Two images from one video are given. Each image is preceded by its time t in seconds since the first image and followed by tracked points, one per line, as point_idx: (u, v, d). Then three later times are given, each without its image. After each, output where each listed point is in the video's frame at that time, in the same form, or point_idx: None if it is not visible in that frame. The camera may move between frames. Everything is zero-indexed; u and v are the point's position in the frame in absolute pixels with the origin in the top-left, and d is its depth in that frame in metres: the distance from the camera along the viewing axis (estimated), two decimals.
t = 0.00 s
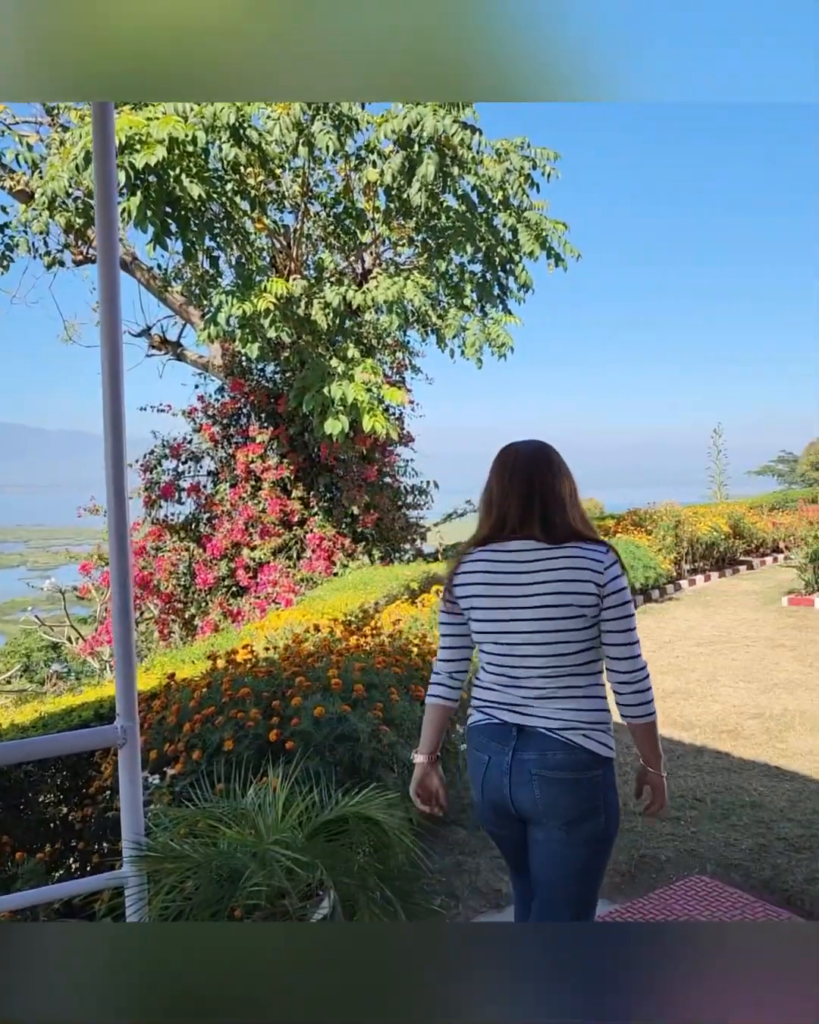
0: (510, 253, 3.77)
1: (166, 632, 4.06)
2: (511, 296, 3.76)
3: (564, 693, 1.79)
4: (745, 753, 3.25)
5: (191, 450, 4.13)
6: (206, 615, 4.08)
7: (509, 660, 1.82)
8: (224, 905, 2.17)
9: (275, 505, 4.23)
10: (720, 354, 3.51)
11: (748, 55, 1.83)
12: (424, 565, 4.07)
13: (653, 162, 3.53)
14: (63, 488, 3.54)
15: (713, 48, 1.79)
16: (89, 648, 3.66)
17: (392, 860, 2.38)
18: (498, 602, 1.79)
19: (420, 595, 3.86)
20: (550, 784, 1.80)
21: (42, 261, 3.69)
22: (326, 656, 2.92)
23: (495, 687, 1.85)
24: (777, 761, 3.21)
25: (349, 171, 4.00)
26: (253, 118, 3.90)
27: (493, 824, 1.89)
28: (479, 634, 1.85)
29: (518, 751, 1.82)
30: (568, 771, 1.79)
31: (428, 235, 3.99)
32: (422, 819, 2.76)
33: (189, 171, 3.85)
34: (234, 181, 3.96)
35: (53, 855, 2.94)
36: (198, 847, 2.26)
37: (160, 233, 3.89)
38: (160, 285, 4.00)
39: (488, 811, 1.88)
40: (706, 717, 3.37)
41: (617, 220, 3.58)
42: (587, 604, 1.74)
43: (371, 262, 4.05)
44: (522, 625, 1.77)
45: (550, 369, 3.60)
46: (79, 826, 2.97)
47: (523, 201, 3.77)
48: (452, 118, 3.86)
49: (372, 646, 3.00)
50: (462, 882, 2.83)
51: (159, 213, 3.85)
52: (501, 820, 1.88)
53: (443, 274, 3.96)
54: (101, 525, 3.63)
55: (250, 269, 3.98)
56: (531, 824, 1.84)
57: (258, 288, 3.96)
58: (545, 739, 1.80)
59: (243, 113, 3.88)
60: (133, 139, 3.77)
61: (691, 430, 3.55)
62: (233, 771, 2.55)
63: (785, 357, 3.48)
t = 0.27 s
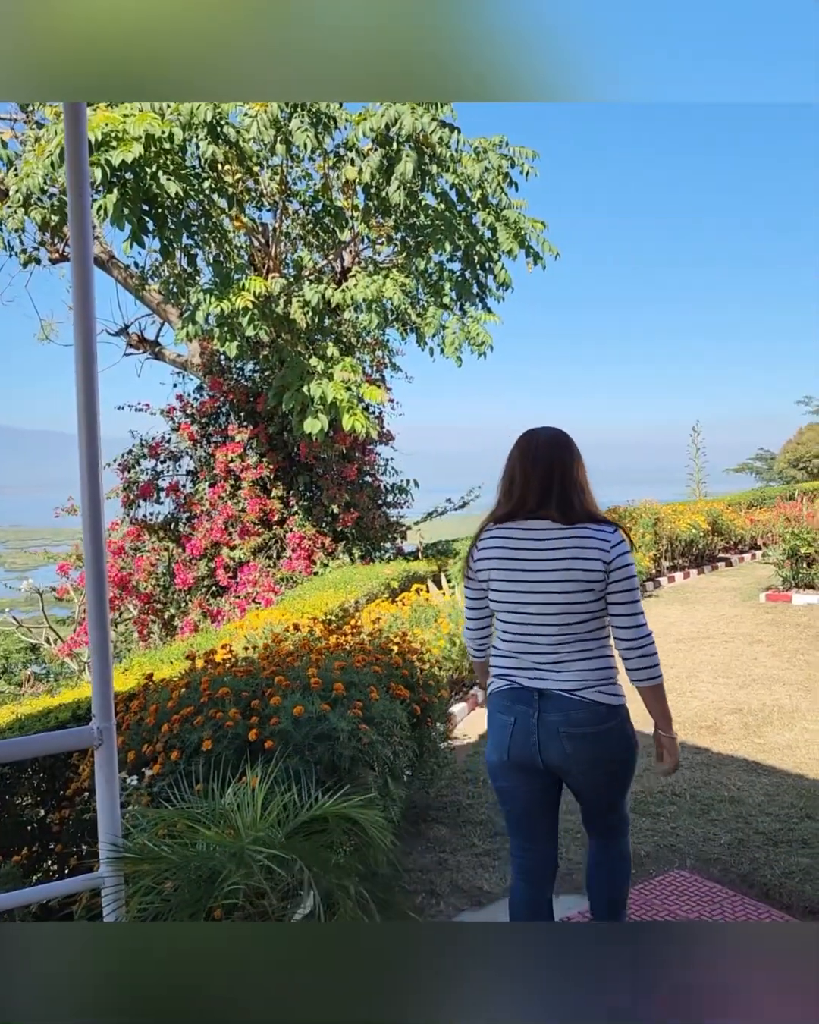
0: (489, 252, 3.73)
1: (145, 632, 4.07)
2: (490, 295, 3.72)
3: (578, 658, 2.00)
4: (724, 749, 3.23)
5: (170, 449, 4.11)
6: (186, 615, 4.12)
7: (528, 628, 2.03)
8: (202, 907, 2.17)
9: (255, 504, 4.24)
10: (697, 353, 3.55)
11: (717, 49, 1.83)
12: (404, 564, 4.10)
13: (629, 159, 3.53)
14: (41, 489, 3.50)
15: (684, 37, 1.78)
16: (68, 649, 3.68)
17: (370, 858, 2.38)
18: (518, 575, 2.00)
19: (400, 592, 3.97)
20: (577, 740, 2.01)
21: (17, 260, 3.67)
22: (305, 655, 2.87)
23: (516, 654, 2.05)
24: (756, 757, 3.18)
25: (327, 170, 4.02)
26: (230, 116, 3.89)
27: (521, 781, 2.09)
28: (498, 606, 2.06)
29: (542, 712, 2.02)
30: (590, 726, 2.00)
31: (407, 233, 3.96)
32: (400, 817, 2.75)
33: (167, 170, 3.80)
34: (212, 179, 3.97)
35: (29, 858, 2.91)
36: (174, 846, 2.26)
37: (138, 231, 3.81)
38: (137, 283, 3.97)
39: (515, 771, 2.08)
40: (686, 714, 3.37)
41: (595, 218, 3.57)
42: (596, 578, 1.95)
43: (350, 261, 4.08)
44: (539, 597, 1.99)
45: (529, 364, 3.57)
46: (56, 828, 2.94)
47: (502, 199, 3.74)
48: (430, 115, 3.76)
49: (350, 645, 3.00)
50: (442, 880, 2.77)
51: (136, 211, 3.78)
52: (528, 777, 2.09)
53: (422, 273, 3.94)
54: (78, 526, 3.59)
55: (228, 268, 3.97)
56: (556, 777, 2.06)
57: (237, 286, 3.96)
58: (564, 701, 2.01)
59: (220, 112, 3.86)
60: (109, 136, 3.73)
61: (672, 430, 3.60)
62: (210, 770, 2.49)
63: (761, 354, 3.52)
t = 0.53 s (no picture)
0: (473, 251, 3.76)
1: (130, 633, 4.05)
2: (475, 294, 3.75)
3: (607, 645, 1.88)
4: (709, 746, 3.27)
5: (155, 449, 4.16)
6: (172, 616, 4.11)
7: (554, 618, 1.90)
8: (186, 907, 2.16)
9: (241, 505, 4.24)
10: (683, 350, 3.55)
11: (695, 49, 1.84)
12: (391, 564, 4.10)
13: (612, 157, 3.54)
14: (26, 489, 3.49)
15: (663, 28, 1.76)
16: (53, 651, 3.62)
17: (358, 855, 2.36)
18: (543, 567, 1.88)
19: (386, 592, 3.96)
20: (611, 714, 1.88)
21: None
22: (291, 655, 2.87)
23: (541, 645, 1.91)
24: (741, 753, 3.20)
25: (311, 170, 4.03)
26: (213, 114, 3.86)
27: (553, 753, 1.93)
28: (524, 600, 1.93)
29: (576, 688, 1.88)
30: (624, 701, 1.87)
31: (392, 231, 3.95)
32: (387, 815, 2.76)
33: (150, 169, 3.75)
34: (196, 178, 3.96)
35: (15, 859, 2.91)
36: (158, 848, 2.26)
37: (120, 229, 3.74)
38: (121, 282, 3.99)
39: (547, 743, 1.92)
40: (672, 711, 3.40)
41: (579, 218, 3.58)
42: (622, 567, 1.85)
43: (335, 260, 4.09)
44: (567, 587, 1.87)
45: (514, 362, 3.58)
46: (40, 831, 2.93)
47: (487, 198, 3.76)
48: (414, 114, 3.73)
49: (336, 645, 3.00)
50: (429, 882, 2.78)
51: (119, 209, 3.72)
52: (558, 749, 1.93)
53: (406, 270, 3.96)
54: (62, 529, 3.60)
55: (212, 266, 3.90)
56: (592, 747, 1.91)
57: (221, 286, 3.91)
58: (596, 679, 1.87)
59: (203, 109, 3.83)
60: (91, 135, 3.67)
61: (658, 429, 3.60)
62: (195, 772, 2.47)
63: (744, 352, 3.53)
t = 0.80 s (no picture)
0: (464, 252, 3.73)
1: (122, 637, 4.02)
2: (467, 296, 3.71)
3: (617, 612, 2.48)
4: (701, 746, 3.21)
5: (146, 452, 4.12)
6: (164, 620, 4.10)
7: (577, 592, 2.48)
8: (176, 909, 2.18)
9: (232, 507, 4.23)
10: (673, 350, 3.55)
11: (678, 40, 1.84)
12: (383, 565, 4.11)
13: (603, 158, 3.53)
14: (15, 491, 3.44)
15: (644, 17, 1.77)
16: (45, 654, 3.69)
17: (348, 859, 2.37)
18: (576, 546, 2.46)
19: (379, 593, 3.98)
20: (619, 672, 2.46)
21: None
22: (283, 657, 2.84)
23: (561, 612, 2.50)
24: (733, 753, 3.14)
25: (302, 171, 4.02)
26: (204, 116, 3.87)
27: (567, 717, 2.52)
28: (547, 577, 2.52)
29: (589, 655, 2.47)
30: (631, 659, 2.47)
31: (383, 233, 3.95)
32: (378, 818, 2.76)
33: (139, 170, 3.75)
34: (186, 180, 3.92)
35: (6, 863, 2.91)
36: (148, 853, 2.26)
37: (110, 232, 3.77)
38: (110, 284, 3.91)
39: (567, 708, 2.50)
40: (663, 710, 3.25)
41: (567, 216, 3.57)
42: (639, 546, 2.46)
43: (326, 261, 4.06)
44: (586, 567, 2.47)
45: (507, 363, 3.62)
46: (30, 836, 2.91)
47: (478, 200, 3.71)
48: (404, 116, 3.73)
49: (327, 647, 2.98)
50: (422, 883, 2.80)
51: (109, 212, 3.73)
52: (577, 710, 2.51)
53: (398, 272, 3.91)
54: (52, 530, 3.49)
55: (202, 268, 3.91)
56: (601, 710, 2.50)
57: (212, 288, 3.90)
58: (606, 645, 2.46)
59: (193, 112, 3.84)
60: (81, 136, 3.67)
61: (652, 429, 3.55)
62: (184, 776, 2.48)
63: (734, 352, 3.53)
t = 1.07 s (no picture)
0: (462, 257, 3.77)
1: (120, 643, 4.02)
2: (465, 300, 3.74)
3: (614, 615, 2.50)
4: (699, 750, 3.19)
5: (144, 457, 4.13)
6: (162, 625, 4.08)
7: (579, 594, 2.48)
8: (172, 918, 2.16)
9: (230, 512, 4.23)
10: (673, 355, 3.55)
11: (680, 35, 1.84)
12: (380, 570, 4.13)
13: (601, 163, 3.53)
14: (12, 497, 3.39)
15: None
16: (42, 661, 3.68)
17: (347, 863, 2.34)
18: (579, 557, 2.46)
19: (376, 598, 3.99)
20: (615, 672, 2.48)
21: None
22: (280, 664, 2.83)
23: (562, 613, 2.50)
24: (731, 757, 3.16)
25: (299, 176, 4.02)
26: (201, 122, 3.85)
27: (564, 710, 2.55)
28: (550, 579, 2.51)
29: (587, 655, 2.49)
30: (626, 661, 2.48)
31: (380, 239, 3.96)
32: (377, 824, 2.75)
33: (136, 175, 3.75)
34: (183, 186, 3.92)
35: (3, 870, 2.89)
36: (145, 858, 2.25)
37: (107, 237, 3.76)
38: (108, 289, 3.98)
39: (565, 704, 2.53)
40: (662, 715, 3.30)
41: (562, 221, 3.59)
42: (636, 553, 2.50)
43: (323, 267, 4.10)
44: (588, 570, 2.47)
45: (506, 368, 3.60)
46: (27, 843, 2.90)
47: (474, 205, 3.75)
48: (401, 123, 3.74)
49: (325, 653, 2.97)
50: (421, 890, 2.78)
51: (106, 216, 3.72)
52: (575, 702, 2.53)
53: (395, 277, 3.95)
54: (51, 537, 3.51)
55: (199, 274, 3.91)
56: (598, 709, 2.52)
57: (209, 293, 3.91)
58: (603, 646, 2.48)
59: (191, 117, 3.80)
60: (79, 142, 3.66)
61: (648, 433, 3.57)
62: (181, 781, 2.47)
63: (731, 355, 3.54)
